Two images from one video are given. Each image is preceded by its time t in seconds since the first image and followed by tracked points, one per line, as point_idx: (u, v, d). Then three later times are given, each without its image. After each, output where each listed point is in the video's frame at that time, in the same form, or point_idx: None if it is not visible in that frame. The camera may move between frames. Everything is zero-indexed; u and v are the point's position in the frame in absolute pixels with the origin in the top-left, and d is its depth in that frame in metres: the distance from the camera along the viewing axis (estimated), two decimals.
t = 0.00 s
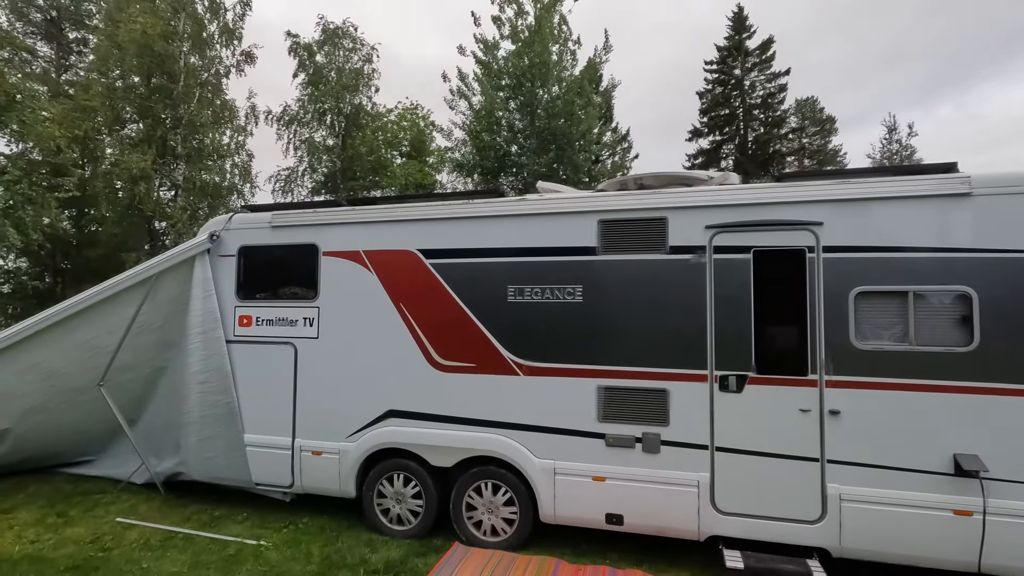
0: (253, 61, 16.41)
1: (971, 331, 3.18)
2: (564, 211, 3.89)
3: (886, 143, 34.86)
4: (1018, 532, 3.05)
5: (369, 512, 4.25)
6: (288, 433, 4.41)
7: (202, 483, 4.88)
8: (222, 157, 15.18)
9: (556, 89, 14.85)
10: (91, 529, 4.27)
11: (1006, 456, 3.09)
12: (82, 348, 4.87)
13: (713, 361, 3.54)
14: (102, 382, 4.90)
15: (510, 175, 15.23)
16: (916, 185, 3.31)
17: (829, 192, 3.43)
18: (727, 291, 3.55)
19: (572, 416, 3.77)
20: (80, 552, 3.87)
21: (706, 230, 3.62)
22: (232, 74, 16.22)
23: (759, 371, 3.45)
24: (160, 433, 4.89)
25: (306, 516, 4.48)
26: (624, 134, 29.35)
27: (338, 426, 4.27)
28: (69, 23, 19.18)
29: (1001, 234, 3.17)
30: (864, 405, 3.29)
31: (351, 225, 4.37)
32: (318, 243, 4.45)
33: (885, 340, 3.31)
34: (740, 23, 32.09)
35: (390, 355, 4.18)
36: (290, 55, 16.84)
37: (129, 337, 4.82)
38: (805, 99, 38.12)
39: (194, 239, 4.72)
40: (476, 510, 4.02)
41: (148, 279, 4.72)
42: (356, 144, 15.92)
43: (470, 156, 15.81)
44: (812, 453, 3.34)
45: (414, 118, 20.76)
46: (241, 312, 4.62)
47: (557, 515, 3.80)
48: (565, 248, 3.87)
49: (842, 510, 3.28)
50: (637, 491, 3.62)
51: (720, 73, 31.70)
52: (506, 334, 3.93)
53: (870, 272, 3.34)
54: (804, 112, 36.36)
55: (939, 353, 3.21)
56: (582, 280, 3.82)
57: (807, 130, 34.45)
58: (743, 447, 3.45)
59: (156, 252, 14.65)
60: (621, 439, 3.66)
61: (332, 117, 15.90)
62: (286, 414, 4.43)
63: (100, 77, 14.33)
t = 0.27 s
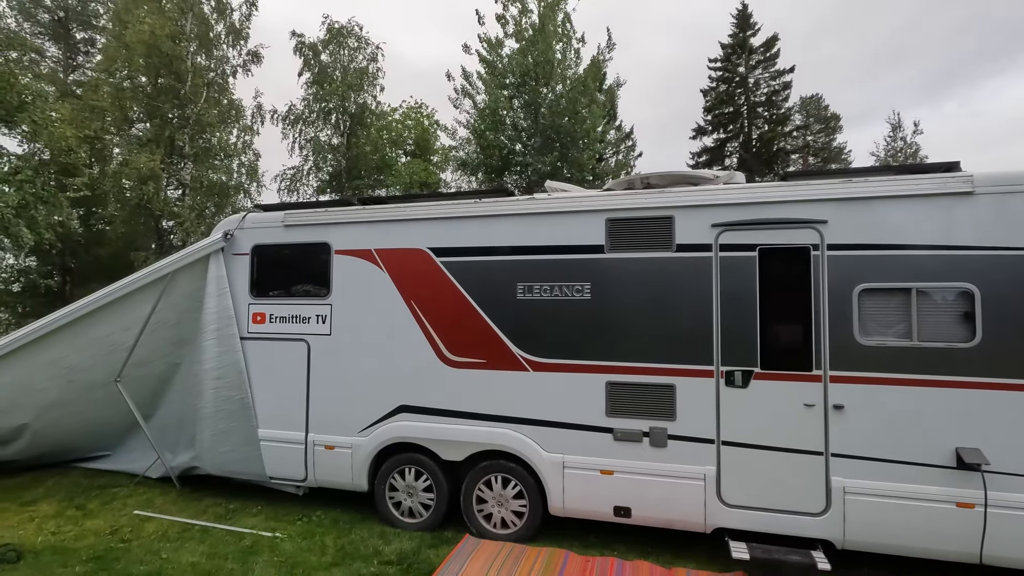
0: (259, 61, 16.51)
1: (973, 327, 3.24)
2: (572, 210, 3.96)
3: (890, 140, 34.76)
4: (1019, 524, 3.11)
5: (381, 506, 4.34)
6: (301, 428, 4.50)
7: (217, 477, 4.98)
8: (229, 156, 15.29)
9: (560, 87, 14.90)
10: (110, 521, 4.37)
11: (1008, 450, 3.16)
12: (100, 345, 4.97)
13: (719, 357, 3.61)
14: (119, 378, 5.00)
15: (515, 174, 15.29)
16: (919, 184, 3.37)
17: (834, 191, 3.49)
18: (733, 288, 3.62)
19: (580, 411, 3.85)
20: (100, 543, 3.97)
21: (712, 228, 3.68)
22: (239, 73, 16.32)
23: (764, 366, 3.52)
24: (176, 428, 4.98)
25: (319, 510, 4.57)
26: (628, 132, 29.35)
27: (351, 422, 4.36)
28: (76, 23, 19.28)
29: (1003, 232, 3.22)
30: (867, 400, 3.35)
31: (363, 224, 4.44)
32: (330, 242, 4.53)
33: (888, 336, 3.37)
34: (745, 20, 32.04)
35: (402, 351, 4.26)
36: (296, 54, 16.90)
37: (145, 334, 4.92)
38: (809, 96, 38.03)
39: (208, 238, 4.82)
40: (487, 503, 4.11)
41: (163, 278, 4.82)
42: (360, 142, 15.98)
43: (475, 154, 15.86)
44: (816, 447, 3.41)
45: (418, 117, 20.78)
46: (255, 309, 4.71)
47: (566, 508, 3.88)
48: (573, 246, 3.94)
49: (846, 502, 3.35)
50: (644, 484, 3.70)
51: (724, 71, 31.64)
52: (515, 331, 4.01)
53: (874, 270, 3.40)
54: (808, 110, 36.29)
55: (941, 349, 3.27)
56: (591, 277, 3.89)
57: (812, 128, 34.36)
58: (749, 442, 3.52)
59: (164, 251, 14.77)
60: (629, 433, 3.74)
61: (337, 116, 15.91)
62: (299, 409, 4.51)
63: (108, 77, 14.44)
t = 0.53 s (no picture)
0: (268, 61, 16.62)
1: (982, 327, 3.28)
2: (585, 211, 4.02)
3: (897, 139, 34.61)
4: None
5: (396, 501, 4.42)
6: (317, 424, 4.58)
7: (233, 473, 5.07)
8: (238, 156, 15.45)
9: (566, 86, 14.89)
10: (130, 515, 4.47)
11: (1016, 448, 3.20)
12: (119, 343, 5.06)
13: (730, 356, 3.66)
14: (138, 375, 5.10)
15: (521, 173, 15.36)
16: (929, 185, 3.41)
17: (844, 192, 3.54)
18: (744, 288, 3.67)
19: (593, 409, 3.91)
20: (122, 536, 4.07)
21: (724, 229, 3.73)
22: (248, 73, 16.44)
23: (776, 365, 3.56)
24: (193, 424, 5.07)
25: (334, 505, 4.65)
26: (633, 131, 29.37)
27: (366, 419, 4.43)
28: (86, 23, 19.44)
29: (1012, 233, 3.26)
30: (877, 398, 3.40)
31: (378, 224, 4.51)
32: (346, 242, 4.60)
33: (898, 335, 3.41)
34: (751, 19, 31.98)
35: (416, 350, 4.33)
36: (303, 54, 16.98)
37: (163, 332, 5.01)
38: (815, 95, 37.89)
39: (225, 238, 4.90)
40: (500, 499, 4.18)
41: (181, 277, 4.90)
42: (366, 141, 16.04)
43: (481, 153, 15.90)
44: (826, 444, 3.46)
45: (424, 116, 20.84)
46: (271, 308, 4.79)
47: (579, 504, 3.94)
48: (586, 246, 4.00)
49: (856, 499, 3.40)
50: (656, 481, 3.76)
51: (730, 69, 31.58)
52: (528, 330, 4.07)
53: (884, 270, 3.44)
54: (814, 108, 36.19)
55: (951, 348, 3.32)
56: (603, 277, 3.95)
57: (818, 127, 34.25)
58: (760, 439, 3.57)
59: (173, 249, 14.91)
60: (642, 431, 3.79)
61: (344, 115, 15.98)
62: (315, 406, 4.59)
63: (118, 77, 14.56)
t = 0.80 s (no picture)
0: (276, 60, 16.71)
1: (995, 325, 3.32)
2: (601, 210, 4.07)
3: (904, 138, 34.48)
4: None
5: (413, 496, 4.49)
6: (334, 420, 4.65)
7: (251, 468, 5.15)
8: (247, 155, 15.54)
9: (572, 86, 14.94)
10: (152, 509, 4.56)
11: None
12: (140, 339, 5.15)
13: (745, 353, 3.71)
14: (158, 371, 5.18)
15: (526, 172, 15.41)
16: (943, 185, 3.45)
17: (859, 192, 3.58)
18: (758, 286, 3.72)
19: (608, 405, 3.97)
20: (146, 528, 4.16)
21: (739, 228, 3.78)
22: (256, 72, 16.54)
23: (789, 363, 3.62)
24: (212, 419, 5.15)
25: (351, 499, 4.73)
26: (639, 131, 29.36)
27: (383, 415, 4.50)
28: (95, 23, 19.57)
29: None
30: (891, 395, 3.44)
31: (396, 223, 4.58)
32: (363, 240, 4.67)
33: (911, 334, 3.46)
34: (757, 18, 31.92)
35: (433, 347, 4.40)
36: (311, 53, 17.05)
37: (183, 329, 5.09)
38: (821, 95, 37.79)
39: (244, 236, 4.97)
40: (516, 494, 4.24)
41: (201, 274, 4.98)
42: (373, 140, 16.07)
43: (487, 152, 15.96)
44: (840, 441, 3.50)
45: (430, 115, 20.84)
46: (289, 306, 4.87)
47: (594, 499, 4.00)
48: (601, 245, 4.06)
49: (869, 495, 3.45)
50: (671, 476, 3.81)
51: (736, 69, 31.51)
52: (544, 327, 4.14)
53: (898, 270, 3.49)
54: (821, 107, 36.10)
55: (964, 346, 3.36)
56: (619, 275, 4.01)
57: (824, 126, 34.14)
58: (774, 435, 3.62)
59: (183, 248, 15.02)
60: (656, 427, 3.85)
61: (351, 114, 16.04)
62: (332, 402, 4.67)
63: (127, 77, 14.63)
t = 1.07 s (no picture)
0: (285, 61, 16.80)
1: (1010, 326, 3.36)
2: (617, 211, 4.13)
3: (911, 138, 34.32)
4: None
5: (429, 492, 4.55)
6: (352, 417, 4.72)
7: (269, 464, 5.23)
8: (257, 155, 15.64)
9: (578, 85, 14.96)
10: (174, 504, 4.66)
11: None
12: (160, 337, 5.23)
13: (760, 353, 3.75)
14: (177, 369, 5.26)
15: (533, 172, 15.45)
16: (958, 188, 3.49)
17: (874, 194, 3.62)
18: (774, 286, 3.77)
19: (623, 403, 4.02)
20: (170, 523, 4.25)
21: (755, 230, 3.83)
22: (266, 73, 16.64)
23: (805, 362, 3.66)
24: (230, 417, 5.23)
25: (368, 496, 4.80)
26: (644, 131, 29.35)
27: (400, 412, 4.57)
28: (105, 24, 19.70)
29: None
30: (905, 395, 3.48)
31: (413, 223, 4.64)
32: (381, 240, 4.74)
33: (926, 334, 3.50)
34: (764, 17, 31.85)
35: (450, 346, 4.46)
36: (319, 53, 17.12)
37: (202, 328, 5.17)
38: (828, 94, 37.66)
39: (263, 236, 5.05)
40: (532, 491, 4.30)
41: (221, 274, 5.06)
42: (379, 140, 16.10)
43: (493, 152, 16.00)
44: (855, 440, 3.55)
45: (435, 115, 20.58)
46: (307, 304, 4.94)
47: (609, 496, 4.05)
48: (617, 246, 4.11)
49: (884, 493, 3.49)
50: (686, 474, 3.86)
51: (742, 68, 31.45)
52: (561, 327, 4.19)
53: (913, 271, 3.53)
54: (827, 107, 36.02)
55: (978, 346, 3.40)
56: (634, 276, 4.06)
57: (831, 126, 34.00)
58: (789, 434, 3.67)
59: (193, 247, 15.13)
60: (672, 426, 3.90)
61: (358, 114, 16.12)
62: (350, 399, 4.74)
63: (138, 78, 14.70)
